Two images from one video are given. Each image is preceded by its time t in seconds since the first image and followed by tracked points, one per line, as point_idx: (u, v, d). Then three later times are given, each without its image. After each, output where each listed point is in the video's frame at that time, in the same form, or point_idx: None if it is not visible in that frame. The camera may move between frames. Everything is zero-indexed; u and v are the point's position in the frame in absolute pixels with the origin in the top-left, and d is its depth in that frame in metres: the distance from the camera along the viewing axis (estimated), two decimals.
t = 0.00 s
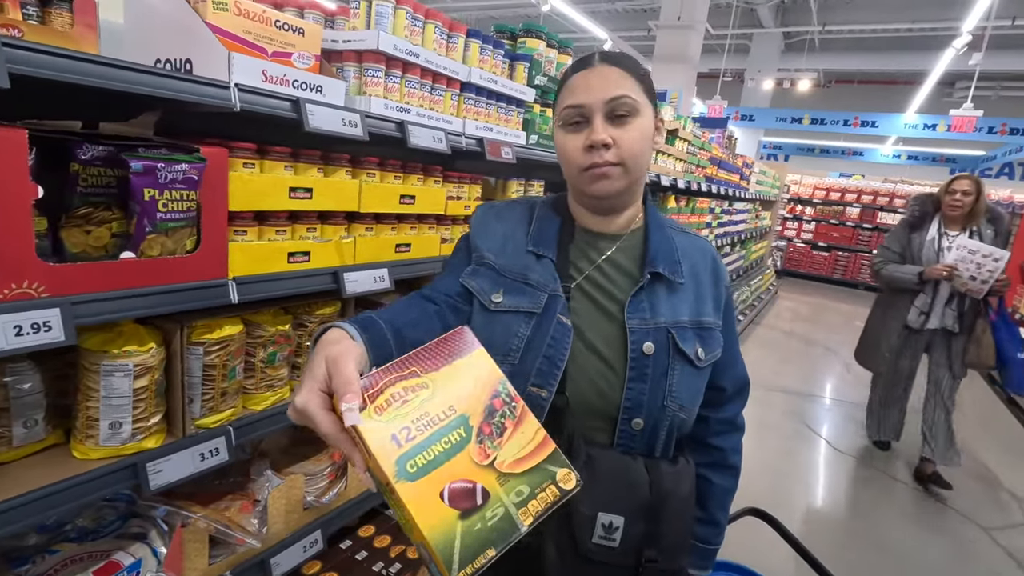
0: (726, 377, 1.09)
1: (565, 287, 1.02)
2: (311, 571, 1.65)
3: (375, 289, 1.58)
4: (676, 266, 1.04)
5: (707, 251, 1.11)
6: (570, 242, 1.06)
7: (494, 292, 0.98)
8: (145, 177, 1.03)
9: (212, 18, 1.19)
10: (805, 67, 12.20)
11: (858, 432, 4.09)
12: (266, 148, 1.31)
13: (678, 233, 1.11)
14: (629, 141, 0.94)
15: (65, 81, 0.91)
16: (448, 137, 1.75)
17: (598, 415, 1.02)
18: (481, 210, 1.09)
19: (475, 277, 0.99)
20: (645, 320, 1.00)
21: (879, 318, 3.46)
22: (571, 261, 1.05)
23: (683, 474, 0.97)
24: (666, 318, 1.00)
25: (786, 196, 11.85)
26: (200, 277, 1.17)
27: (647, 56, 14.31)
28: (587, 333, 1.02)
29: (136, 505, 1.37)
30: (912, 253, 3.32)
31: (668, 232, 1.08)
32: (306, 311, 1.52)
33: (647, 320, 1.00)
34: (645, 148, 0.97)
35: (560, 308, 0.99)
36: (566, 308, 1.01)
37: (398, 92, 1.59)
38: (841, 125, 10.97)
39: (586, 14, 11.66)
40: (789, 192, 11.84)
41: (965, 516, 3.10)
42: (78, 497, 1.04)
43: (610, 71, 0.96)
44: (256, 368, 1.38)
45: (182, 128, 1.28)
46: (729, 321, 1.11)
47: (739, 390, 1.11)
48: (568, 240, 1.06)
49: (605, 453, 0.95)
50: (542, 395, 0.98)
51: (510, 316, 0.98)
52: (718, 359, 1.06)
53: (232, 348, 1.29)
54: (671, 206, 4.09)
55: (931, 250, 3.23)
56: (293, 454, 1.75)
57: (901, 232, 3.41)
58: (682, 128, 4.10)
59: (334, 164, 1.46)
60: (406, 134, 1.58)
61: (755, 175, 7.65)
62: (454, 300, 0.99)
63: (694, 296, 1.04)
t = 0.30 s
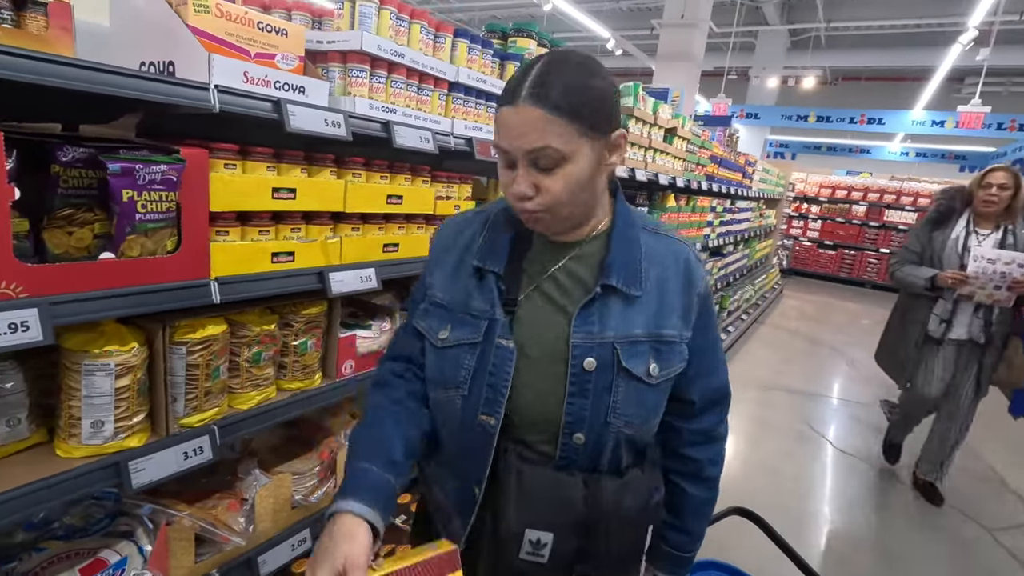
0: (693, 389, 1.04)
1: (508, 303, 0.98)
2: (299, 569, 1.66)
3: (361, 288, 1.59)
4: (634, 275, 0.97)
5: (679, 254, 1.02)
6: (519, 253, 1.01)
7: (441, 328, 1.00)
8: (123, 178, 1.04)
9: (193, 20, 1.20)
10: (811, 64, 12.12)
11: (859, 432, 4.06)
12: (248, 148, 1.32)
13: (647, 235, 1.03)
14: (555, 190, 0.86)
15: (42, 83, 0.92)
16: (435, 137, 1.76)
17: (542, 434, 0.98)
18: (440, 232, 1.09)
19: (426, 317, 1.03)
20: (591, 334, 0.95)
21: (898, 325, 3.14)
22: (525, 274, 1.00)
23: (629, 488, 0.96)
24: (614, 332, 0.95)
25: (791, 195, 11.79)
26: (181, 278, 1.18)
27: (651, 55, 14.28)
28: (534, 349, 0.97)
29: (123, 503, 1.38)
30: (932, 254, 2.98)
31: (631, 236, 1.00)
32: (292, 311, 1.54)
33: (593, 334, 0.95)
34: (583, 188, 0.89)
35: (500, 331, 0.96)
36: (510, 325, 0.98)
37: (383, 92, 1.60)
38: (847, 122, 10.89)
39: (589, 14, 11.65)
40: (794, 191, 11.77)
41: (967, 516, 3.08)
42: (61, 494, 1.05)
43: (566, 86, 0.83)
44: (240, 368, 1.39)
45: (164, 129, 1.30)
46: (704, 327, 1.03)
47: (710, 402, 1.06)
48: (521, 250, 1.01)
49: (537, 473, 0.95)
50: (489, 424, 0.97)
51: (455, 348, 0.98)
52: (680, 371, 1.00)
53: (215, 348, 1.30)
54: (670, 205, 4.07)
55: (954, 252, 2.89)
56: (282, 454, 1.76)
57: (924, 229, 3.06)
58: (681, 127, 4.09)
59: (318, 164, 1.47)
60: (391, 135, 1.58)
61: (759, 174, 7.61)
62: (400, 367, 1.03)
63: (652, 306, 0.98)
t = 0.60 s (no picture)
0: (628, 415, 0.96)
1: (407, 367, 0.93)
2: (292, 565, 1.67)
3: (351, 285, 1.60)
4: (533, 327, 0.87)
5: (585, 284, 0.88)
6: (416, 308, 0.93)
7: (348, 394, 1.00)
8: (107, 175, 1.06)
9: (178, 19, 1.22)
10: (817, 62, 12.03)
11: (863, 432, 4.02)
12: (234, 146, 1.33)
13: (549, 262, 0.89)
14: (391, 279, 0.76)
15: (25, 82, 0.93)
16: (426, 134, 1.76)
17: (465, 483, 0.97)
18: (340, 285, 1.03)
19: (335, 383, 1.03)
20: (488, 398, 0.88)
21: (910, 341, 2.76)
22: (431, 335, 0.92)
23: (558, 513, 0.95)
24: (511, 396, 0.88)
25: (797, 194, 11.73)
26: (168, 274, 1.19)
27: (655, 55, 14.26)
28: (439, 417, 0.93)
29: (115, 498, 1.40)
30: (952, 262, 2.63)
31: (528, 276, 0.88)
32: (281, 308, 1.55)
33: (491, 399, 0.88)
34: (431, 274, 0.77)
35: (397, 406, 0.93)
36: (416, 398, 0.93)
37: (372, 91, 1.61)
38: (853, 120, 10.81)
39: (593, 15, 11.66)
40: (800, 190, 11.70)
41: (972, 516, 3.04)
42: (47, 488, 1.07)
43: (364, 178, 0.69)
44: (229, 364, 1.41)
45: (152, 128, 1.32)
46: (630, 357, 0.92)
47: (661, 421, 0.96)
48: (418, 313, 0.93)
49: (460, 525, 0.94)
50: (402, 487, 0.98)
51: (362, 416, 0.98)
52: (600, 414, 0.94)
53: (203, 344, 1.31)
54: (671, 204, 4.06)
55: (975, 261, 2.52)
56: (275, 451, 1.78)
57: (939, 233, 2.70)
58: (682, 125, 4.07)
59: (306, 162, 1.49)
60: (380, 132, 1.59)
61: (763, 173, 7.56)
62: (329, 435, 1.09)
63: (559, 355, 0.89)
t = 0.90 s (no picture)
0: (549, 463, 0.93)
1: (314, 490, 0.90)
2: (289, 558, 1.68)
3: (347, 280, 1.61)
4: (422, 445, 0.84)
5: (459, 388, 0.82)
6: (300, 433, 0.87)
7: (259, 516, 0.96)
8: (102, 168, 1.07)
9: (173, 15, 1.22)
10: (821, 61, 11.97)
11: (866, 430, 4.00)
12: (230, 141, 1.34)
13: (416, 367, 0.82)
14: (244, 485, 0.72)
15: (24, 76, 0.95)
16: (421, 130, 1.77)
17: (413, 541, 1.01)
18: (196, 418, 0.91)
19: (239, 509, 0.97)
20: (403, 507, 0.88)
21: (928, 351, 2.50)
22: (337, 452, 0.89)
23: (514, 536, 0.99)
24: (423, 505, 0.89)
25: (802, 194, 11.68)
26: (163, 267, 1.21)
27: (658, 55, 14.22)
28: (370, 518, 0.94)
29: (113, 489, 1.41)
30: (979, 260, 2.34)
31: (396, 397, 0.81)
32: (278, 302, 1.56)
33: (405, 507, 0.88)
34: (274, 463, 0.71)
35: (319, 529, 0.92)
36: (332, 515, 0.91)
37: (367, 86, 1.62)
38: (858, 119, 10.76)
39: (595, 15, 11.64)
40: (805, 189, 11.64)
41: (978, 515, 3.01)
42: (44, 478, 1.08)
43: (149, 445, 0.61)
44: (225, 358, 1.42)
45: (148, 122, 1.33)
46: (531, 427, 0.87)
47: (590, 458, 0.92)
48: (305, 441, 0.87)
49: None
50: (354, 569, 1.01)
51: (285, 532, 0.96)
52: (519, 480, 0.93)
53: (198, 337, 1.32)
54: (671, 202, 4.06)
55: (1010, 261, 2.24)
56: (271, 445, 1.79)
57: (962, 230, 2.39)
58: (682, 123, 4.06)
59: (302, 157, 1.50)
60: (375, 128, 1.60)
61: (767, 172, 7.53)
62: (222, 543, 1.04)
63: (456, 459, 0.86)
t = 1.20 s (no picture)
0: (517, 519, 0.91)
1: None
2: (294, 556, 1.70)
3: (350, 284, 1.64)
4: (387, 541, 0.85)
5: (406, 489, 0.81)
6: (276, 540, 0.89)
7: None
8: (111, 176, 1.10)
9: (180, 26, 1.24)
10: (823, 61, 11.96)
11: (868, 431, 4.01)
12: (235, 148, 1.37)
13: (364, 471, 0.82)
14: None
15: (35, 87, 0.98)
16: (422, 136, 1.80)
17: None
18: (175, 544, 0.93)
19: None
20: None
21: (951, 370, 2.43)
22: (309, 551, 0.90)
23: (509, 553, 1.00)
24: None
25: (805, 194, 11.65)
26: (170, 272, 1.24)
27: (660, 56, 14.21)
28: None
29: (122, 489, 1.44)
30: (1008, 277, 2.26)
31: (351, 505, 0.81)
32: (283, 306, 1.58)
33: None
34: None
35: None
36: None
37: (369, 93, 1.65)
38: (862, 119, 10.74)
39: (598, 16, 11.64)
40: (808, 189, 11.62)
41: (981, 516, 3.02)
42: (56, 478, 1.11)
43: None
44: (231, 360, 1.45)
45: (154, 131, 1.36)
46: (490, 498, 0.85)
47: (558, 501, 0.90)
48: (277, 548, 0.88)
49: None
50: None
51: None
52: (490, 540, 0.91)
53: (205, 340, 1.34)
54: (673, 204, 4.07)
55: None
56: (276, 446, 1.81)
57: (989, 240, 2.32)
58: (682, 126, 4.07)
59: (305, 164, 1.53)
60: (377, 134, 1.63)
61: (769, 173, 7.53)
62: None
63: (424, 548, 0.86)
